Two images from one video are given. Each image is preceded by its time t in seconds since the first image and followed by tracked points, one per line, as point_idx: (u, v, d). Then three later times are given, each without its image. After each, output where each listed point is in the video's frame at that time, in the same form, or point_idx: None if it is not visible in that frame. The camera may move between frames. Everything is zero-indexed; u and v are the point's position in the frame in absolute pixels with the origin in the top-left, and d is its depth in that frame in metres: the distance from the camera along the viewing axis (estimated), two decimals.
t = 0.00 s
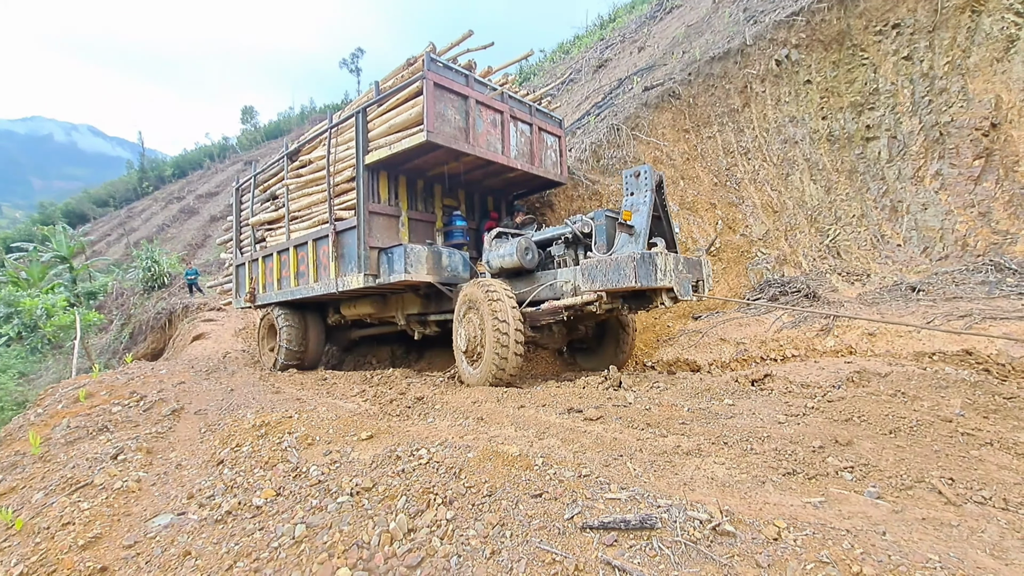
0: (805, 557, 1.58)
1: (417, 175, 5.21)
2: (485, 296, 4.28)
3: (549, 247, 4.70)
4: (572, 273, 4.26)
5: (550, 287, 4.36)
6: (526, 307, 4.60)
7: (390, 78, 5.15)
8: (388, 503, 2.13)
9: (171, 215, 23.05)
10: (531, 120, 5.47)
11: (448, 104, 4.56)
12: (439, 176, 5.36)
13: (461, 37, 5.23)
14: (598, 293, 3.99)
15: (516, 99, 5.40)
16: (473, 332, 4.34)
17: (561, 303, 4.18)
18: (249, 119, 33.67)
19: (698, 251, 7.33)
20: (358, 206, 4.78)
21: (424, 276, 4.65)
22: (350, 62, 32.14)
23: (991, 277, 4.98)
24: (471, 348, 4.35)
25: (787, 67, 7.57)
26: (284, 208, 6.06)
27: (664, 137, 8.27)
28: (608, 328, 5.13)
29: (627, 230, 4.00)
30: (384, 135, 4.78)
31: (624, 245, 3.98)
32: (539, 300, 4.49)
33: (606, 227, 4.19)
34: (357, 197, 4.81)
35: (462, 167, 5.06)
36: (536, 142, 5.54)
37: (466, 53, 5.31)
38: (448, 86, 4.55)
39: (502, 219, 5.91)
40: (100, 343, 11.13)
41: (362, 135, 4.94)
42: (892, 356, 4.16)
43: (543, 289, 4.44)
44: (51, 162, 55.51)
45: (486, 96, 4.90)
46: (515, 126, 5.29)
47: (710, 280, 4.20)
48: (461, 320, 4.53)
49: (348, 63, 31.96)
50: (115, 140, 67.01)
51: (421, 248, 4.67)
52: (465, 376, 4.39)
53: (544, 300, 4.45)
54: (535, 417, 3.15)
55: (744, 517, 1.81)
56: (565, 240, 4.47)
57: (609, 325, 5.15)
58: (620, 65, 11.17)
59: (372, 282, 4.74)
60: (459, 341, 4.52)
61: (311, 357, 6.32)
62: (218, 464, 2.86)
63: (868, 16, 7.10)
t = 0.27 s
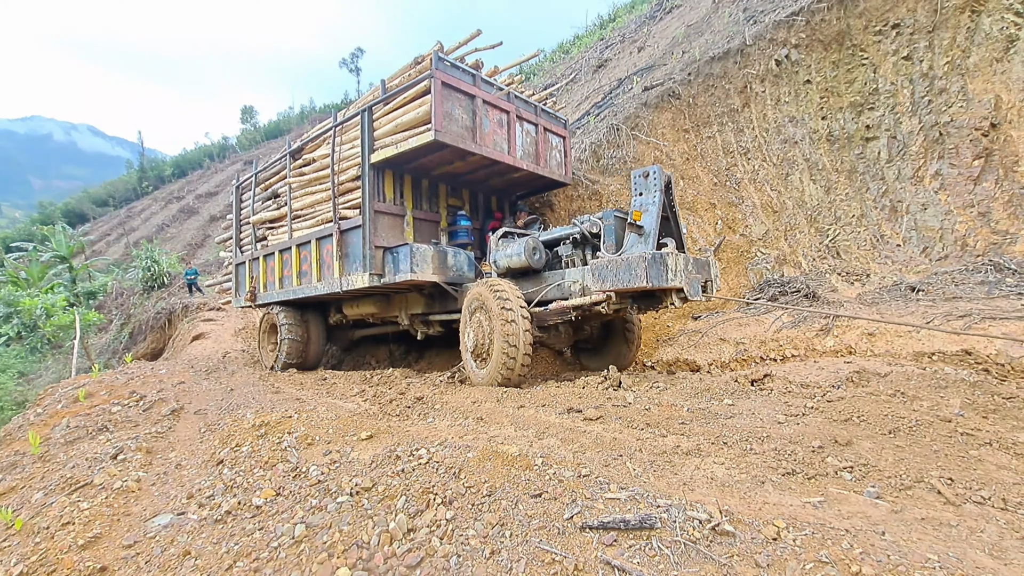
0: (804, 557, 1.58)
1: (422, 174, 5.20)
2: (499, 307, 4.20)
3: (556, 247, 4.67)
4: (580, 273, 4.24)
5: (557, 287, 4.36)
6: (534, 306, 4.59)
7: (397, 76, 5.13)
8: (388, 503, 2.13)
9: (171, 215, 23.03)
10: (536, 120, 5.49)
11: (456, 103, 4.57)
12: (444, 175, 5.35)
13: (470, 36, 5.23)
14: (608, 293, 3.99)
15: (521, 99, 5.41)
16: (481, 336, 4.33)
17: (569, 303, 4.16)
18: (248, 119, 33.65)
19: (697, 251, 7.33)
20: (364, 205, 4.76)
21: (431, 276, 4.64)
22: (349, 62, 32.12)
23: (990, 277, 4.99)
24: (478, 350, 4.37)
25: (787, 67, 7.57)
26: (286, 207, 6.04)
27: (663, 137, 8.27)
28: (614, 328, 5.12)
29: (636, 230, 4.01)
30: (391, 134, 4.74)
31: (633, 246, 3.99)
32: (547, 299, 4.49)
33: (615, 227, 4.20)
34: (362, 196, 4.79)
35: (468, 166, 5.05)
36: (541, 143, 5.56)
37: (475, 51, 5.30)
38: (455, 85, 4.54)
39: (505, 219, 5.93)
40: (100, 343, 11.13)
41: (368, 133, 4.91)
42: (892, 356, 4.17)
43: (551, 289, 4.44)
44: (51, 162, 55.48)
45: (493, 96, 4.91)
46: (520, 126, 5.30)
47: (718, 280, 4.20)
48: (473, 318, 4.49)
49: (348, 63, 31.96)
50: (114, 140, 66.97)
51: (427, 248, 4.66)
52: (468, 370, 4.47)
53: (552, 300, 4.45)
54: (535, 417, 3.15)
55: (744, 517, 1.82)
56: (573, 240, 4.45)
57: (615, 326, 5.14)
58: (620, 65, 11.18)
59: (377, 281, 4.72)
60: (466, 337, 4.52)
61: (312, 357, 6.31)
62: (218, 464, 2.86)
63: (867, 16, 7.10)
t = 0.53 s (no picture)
0: (803, 556, 1.59)
1: (427, 173, 5.19)
2: (513, 322, 4.09)
3: (563, 247, 4.66)
4: (588, 273, 4.26)
5: (565, 287, 4.35)
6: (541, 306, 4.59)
7: (402, 75, 5.12)
8: (387, 503, 2.13)
9: (170, 215, 23.01)
10: (541, 120, 5.50)
11: (462, 103, 4.56)
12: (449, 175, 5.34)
13: (478, 35, 5.21)
14: (617, 294, 3.98)
15: (526, 99, 5.42)
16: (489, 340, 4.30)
17: (577, 302, 4.13)
18: (248, 119, 33.65)
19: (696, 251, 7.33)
20: (370, 204, 4.74)
21: (437, 275, 4.64)
22: (349, 62, 32.11)
23: (989, 277, 4.99)
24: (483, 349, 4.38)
25: (787, 67, 7.58)
26: (289, 205, 6.02)
27: (663, 137, 8.27)
28: (619, 327, 5.09)
29: (646, 230, 4.00)
30: (397, 133, 4.73)
31: (643, 246, 3.98)
32: (555, 299, 4.48)
33: (623, 227, 4.18)
34: (368, 195, 4.78)
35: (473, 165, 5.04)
36: (546, 142, 5.57)
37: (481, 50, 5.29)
38: (462, 84, 4.53)
39: (508, 218, 5.94)
40: (100, 343, 11.13)
41: (373, 132, 4.91)
42: (891, 356, 4.17)
43: (559, 289, 4.44)
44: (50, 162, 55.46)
45: (499, 95, 4.91)
46: (525, 126, 5.30)
47: (726, 280, 4.21)
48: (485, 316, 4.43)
49: (347, 62, 31.94)
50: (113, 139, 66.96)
51: (433, 247, 4.66)
52: (473, 363, 4.50)
53: (560, 300, 4.44)
54: (534, 417, 3.15)
55: (743, 516, 1.82)
56: (581, 240, 4.45)
57: (621, 325, 5.11)
58: (620, 64, 11.18)
59: (383, 280, 4.72)
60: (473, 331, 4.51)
61: (313, 356, 6.29)
62: (217, 464, 2.86)
63: (867, 16, 7.10)
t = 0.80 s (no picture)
0: (802, 556, 1.59)
1: (431, 173, 5.18)
2: (523, 334, 4.02)
3: (570, 248, 4.68)
4: (595, 274, 4.29)
5: (572, 288, 4.37)
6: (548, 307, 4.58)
7: (407, 74, 5.08)
8: (386, 503, 2.13)
9: (170, 215, 23.00)
10: (545, 121, 5.51)
11: (469, 103, 4.54)
12: (453, 175, 5.33)
13: (484, 35, 5.18)
14: (625, 294, 3.99)
15: (530, 100, 5.43)
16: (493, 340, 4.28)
17: (584, 303, 4.09)
18: (248, 118, 33.64)
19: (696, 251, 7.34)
20: (374, 204, 4.73)
21: (442, 276, 4.64)
22: (348, 61, 32.10)
23: (989, 277, 5.00)
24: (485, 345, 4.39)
25: (786, 67, 7.58)
26: (290, 205, 5.98)
27: (663, 137, 8.27)
28: (626, 327, 5.13)
29: (654, 231, 3.99)
30: (402, 132, 4.71)
31: (651, 247, 3.97)
32: (562, 300, 4.49)
33: (630, 228, 4.21)
34: (372, 195, 4.76)
35: (478, 165, 5.03)
36: (549, 143, 5.59)
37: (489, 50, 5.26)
38: (469, 84, 4.51)
39: (512, 219, 5.93)
40: (99, 342, 11.13)
41: (378, 132, 4.89)
42: (891, 356, 4.18)
43: (566, 290, 4.45)
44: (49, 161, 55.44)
45: (504, 96, 4.91)
46: (529, 126, 5.31)
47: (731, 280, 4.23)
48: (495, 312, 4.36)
49: (346, 62, 31.91)
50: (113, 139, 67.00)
51: (438, 248, 4.66)
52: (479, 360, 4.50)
53: (567, 300, 4.46)
54: (534, 417, 3.15)
55: (741, 516, 1.82)
56: (587, 240, 4.46)
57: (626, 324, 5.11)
58: (619, 64, 11.18)
59: (387, 280, 4.72)
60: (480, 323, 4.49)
61: (315, 357, 6.26)
62: (217, 464, 2.87)
63: (867, 16, 7.11)
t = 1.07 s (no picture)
0: (802, 554, 1.59)
1: (434, 172, 5.17)
2: (533, 345, 3.99)
3: (575, 247, 4.69)
4: (601, 273, 4.29)
5: (579, 287, 4.38)
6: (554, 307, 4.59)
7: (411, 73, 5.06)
8: (385, 502, 2.13)
9: (169, 215, 22.98)
10: (548, 120, 5.52)
11: (474, 101, 4.54)
12: (456, 174, 5.32)
13: (489, 33, 5.16)
14: (633, 293, 3.99)
15: (534, 99, 5.43)
16: (499, 340, 4.28)
17: (591, 302, 4.10)
18: (247, 118, 33.63)
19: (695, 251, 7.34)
20: (378, 202, 4.72)
21: (446, 275, 4.63)
22: (348, 62, 32.08)
23: (988, 277, 5.01)
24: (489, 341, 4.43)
25: (785, 66, 7.59)
26: (290, 204, 5.94)
27: (662, 137, 8.28)
28: (631, 327, 5.08)
29: (661, 230, 3.97)
30: (405, 131, 4.70)
31: (658, 247, 3.95)
32: (568, 299, 4.50)
33: (637, 228, 4.21)
34: (376, 194, 4.75)
35: (481, 163, 5.02)
36: (553, 142, 5.59)
37: (495, 49, 5.24)
38: (473, 82, 4.52)
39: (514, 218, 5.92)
40: (99, 343, 11.12)
41: (381, 130, 4.88)
42: (890, 355, 4.18)
43: (572, 289, 4.46)
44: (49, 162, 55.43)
45: (508, 95, 4.91)
46: (533, 125, 5.31)
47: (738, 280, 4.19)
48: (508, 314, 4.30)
49: (345, 62, 31.85)
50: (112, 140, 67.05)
51: (442, 247, 4.66)
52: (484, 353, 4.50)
53: (573, 300, 4.46)
54: (533, 417, 3.15)
55: (740, 515, 1.82)
56: (593, 239, 4.47)
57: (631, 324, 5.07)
58: (619, 64, 11.19)
59: (391, 279, 4.71)
60: (489, 316, 4.46)
61: (315, 357, 6.25)
62: (216, 464, 2.87)
63: (866, 16, 7.11)
